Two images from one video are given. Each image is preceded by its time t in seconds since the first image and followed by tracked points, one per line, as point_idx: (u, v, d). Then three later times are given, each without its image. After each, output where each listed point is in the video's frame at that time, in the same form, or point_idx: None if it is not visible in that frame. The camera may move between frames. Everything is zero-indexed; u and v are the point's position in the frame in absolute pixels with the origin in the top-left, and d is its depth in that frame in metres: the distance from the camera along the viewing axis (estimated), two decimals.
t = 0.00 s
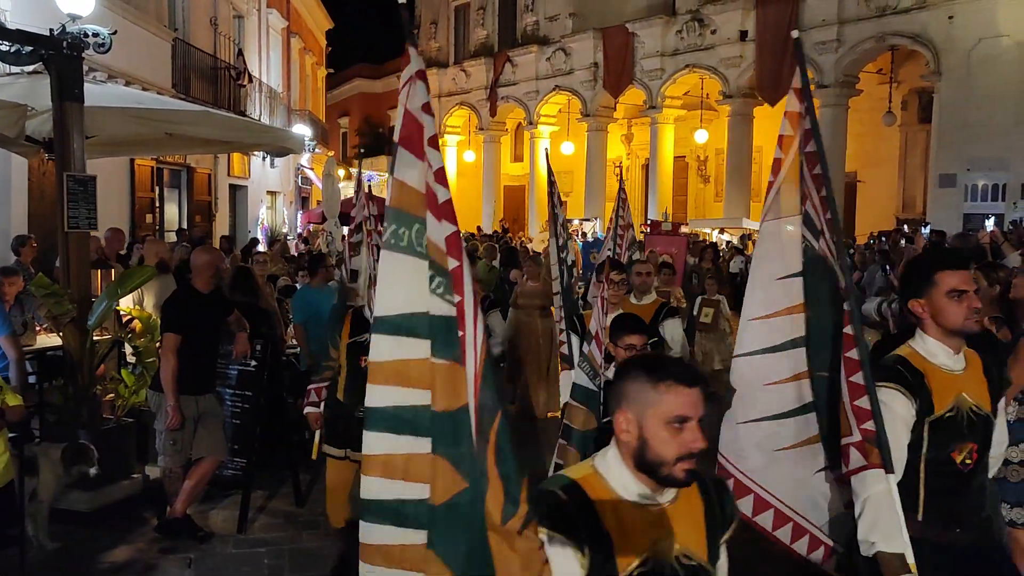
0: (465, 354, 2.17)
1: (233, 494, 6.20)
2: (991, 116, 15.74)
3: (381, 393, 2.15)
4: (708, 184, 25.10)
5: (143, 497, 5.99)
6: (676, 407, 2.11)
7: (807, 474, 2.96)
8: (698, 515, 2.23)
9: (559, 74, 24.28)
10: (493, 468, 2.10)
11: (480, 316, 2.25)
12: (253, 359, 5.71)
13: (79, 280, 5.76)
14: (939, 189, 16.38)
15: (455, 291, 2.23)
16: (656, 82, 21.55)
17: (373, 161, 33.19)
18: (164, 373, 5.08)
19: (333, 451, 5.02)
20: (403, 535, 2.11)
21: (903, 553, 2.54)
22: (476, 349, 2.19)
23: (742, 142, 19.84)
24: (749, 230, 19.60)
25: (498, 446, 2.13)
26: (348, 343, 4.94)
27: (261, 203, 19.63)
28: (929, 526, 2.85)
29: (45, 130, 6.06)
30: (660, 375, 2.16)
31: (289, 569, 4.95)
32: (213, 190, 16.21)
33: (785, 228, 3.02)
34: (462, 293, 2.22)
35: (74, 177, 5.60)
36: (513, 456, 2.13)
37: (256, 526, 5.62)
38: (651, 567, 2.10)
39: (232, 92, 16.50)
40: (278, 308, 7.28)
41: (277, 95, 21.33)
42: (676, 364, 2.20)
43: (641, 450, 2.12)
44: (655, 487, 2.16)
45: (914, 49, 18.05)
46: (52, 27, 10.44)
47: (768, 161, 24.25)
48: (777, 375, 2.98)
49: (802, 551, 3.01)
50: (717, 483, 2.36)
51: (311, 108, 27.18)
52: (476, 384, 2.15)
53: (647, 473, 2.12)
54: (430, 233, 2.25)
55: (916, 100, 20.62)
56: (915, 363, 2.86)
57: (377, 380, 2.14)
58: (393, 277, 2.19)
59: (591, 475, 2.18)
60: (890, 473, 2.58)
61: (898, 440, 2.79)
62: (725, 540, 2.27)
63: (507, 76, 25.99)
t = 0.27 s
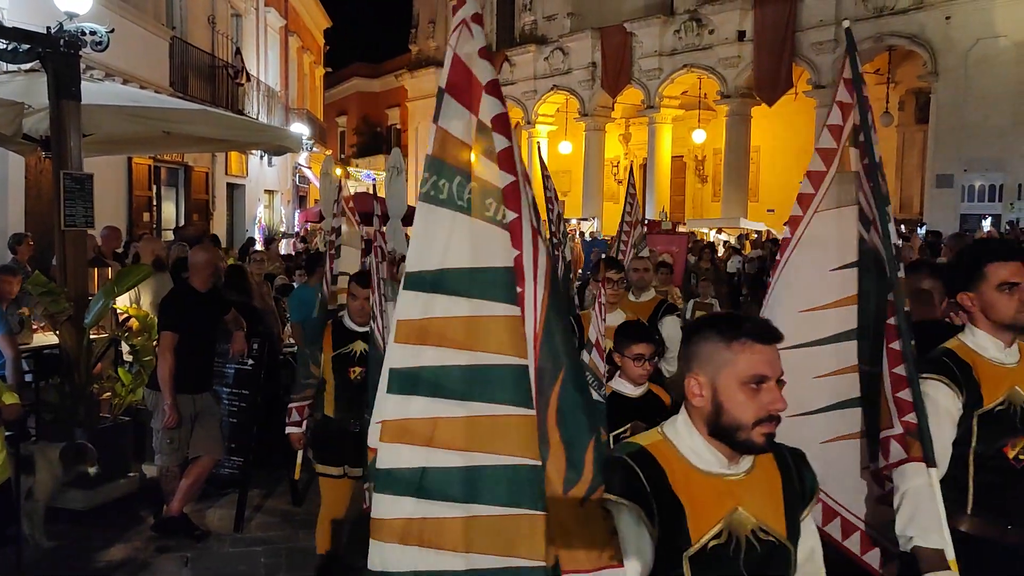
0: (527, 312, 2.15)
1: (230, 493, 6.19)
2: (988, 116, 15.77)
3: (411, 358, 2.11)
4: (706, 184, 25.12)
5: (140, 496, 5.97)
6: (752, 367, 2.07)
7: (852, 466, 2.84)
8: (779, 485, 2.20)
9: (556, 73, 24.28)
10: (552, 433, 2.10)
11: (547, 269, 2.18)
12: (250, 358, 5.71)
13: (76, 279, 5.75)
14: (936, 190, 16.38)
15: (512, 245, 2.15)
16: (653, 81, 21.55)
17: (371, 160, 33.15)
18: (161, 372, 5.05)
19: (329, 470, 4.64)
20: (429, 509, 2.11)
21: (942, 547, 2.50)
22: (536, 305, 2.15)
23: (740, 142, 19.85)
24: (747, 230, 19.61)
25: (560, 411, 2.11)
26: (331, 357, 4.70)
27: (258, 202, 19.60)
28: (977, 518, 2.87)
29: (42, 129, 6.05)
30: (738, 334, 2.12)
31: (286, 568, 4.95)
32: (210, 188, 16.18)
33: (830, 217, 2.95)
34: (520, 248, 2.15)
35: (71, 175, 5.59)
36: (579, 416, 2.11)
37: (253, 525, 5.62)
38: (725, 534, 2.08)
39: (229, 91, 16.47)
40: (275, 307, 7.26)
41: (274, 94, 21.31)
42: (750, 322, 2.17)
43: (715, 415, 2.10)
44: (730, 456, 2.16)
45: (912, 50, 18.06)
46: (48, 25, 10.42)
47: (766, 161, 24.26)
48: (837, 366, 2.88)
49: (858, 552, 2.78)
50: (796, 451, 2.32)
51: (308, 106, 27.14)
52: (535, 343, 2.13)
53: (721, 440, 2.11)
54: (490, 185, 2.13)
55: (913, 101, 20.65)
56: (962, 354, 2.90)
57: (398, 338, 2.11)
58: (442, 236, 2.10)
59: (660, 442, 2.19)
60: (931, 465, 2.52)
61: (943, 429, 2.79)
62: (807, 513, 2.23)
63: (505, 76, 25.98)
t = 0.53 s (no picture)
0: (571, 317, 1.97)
1: (228, 491, 6.19)
2: (987, 116, 15.78)
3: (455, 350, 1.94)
4: (705, 184, 25.12)
5: (138, 495, 5.95)
6: (798, 380, 1.90)
7: (893, 470, 2.54)
8: (829, 502, 2.03)
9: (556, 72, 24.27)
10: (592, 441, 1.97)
11: (600, 270, 1.98)
12: (249, 356, 5.73)
13: (74, 276, 5.75)
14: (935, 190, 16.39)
15: (563, 244, 1.97)
16: (653, 81, 21.54)
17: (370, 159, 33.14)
18: (160, 369, 5.04)
19: (314, 477, 4.40)
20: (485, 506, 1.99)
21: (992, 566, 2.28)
22: (583, 309, 1.96)
23: (739, 141, 19.84)
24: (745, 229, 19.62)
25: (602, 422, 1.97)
26: (310, 360, 4.49)
27: (257, 200, 19.58)
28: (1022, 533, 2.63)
29: (41, 126, 6.04)
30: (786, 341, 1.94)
31: (284, 567, 4.94)
32: (209, 186, 16.17)
33: (873, 223, 2.61)
34: (572, 246, 1.96)
35: (70, 172, 5.58)
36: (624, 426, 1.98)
37: (251, 524, 5.61)
38: (767, 556, 1.92)
39: (228, 89, 16.46)
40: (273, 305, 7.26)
41: (273, 92, 21.29)
42: (790, 328, 1.99)
43: (757, 431, 1.93)
44: (773, 470, 2.00)
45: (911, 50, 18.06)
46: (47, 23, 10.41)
47: (765, 161, 24.27)
48: (878, 366, 2.60)
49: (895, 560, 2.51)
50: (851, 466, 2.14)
51: (307, 105, 27.11)
52: (579, 349, 1.96)
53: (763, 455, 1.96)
54: (549, 180, 1.96)
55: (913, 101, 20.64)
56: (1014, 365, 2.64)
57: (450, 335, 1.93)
58: (500, 228, 1.94)
59: (697, 453, 2.03)
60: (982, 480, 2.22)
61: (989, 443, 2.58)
62: (858, 532, 2.05)
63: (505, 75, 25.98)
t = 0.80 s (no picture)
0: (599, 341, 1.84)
1: (228, 489, 6.19)
2: (987, 116, 15.78)
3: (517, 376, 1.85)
4: (704, 183, 25.13)
5: (137, 493, 5.96)
6: (843, 399, 1.76)
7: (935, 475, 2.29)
8: (877, 531, 1.91)
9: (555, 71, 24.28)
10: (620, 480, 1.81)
11: (630, 280, 1.88)
12: (248, 355, 5.75)
13: (74, 274, 5.75)
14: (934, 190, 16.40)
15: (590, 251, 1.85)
16: (652, 80, 21.53)
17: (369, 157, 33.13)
18: (159, 367, 5.04)
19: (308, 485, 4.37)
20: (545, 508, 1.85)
21: None
22: (610, 328, 1.85)
23: (738, 140, 19.84)
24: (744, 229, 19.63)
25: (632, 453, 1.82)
26: (300, 361, 4.36)
27: (256, 199, 19.57)
28: None
29: (40, 125, 6.04)
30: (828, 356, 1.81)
31: (283, 565, 4.95)
32: (208, 184, 16.16)
33: (916, 227, 2.38)
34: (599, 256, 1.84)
35: (69, 171, 5.58)
36: (656, 449, 1.84)
37: (250, 523, 5.62)
38: None
39: (227, 87, 16.45)
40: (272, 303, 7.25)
41: (272, 90, 21.28)
42: (829, 339, 1.85)
43: (800, 457, 1.78)
44: (819, 503, 1.86)
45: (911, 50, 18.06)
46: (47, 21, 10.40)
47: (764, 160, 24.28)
48: (914, 369, 2.35)
49: (936, 565, 2.27)
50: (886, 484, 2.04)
51: (306, 103, 27.10)
52: (607, 373, 1.83)
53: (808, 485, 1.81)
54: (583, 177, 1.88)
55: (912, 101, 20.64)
56: None
57: (516, 334, 1.84)
58: (548, 222, 1.83)
59: (738, 489, 1.87)
60: None
61: None
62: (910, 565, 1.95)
63: (504, 74, 25.98)
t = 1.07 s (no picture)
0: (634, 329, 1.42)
1: (227, 488, 6.18)
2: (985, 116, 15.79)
3: (575, 372, 1.44)
4: (703, 183, 25.14)
5: (135, 492, 5.94)
6: (887, 388, 1.50)
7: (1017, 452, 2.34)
8: (917, 542, 1.67)
9: (554, 71, 24.29)
10: (664, 502, 1.43)
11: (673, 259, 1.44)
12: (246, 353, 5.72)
13: (72, 273, 5.73)
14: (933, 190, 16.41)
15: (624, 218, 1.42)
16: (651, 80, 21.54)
17: (369, 157, 33.13)
18: (156, 366, 5.03)
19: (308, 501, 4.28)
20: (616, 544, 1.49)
21: None
22: (651, 312, 1.42)
23: (737, 140, 19.83)
24: (743, 229, 19.65)
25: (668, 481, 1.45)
26: (301, 373, 4.23)
27: (255, 197, 19.55)
28: None
29: (38, 123, 6.03)
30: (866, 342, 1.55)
31: (282, 564, 4.94)
32: (208, 183, 16.16)
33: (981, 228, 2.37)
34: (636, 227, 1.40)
35: (67, 169, 5.57)
36: (695, 455, 1.45)
37: (248, 522, 5.61)
38: None
39: (226, 86, 16.45)
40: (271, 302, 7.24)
41: (272, 89, 21.27)
42: (872, 323, 1.60)
43: (839, 456, 1.50)
44: (858, 507, 1.59)
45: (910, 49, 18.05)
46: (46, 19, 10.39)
47: (763, 160, 24.28)
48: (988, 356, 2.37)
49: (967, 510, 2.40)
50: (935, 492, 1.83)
51: (305, 102, 27.08)
52: (644, 368, 1.41)
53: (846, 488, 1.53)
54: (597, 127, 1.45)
55: (910, 100, 20.62)
56: None
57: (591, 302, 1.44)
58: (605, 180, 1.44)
59: (766, 493, 1.59)
60: None
61: None
62: None
63: (503, 73, 25.96)
